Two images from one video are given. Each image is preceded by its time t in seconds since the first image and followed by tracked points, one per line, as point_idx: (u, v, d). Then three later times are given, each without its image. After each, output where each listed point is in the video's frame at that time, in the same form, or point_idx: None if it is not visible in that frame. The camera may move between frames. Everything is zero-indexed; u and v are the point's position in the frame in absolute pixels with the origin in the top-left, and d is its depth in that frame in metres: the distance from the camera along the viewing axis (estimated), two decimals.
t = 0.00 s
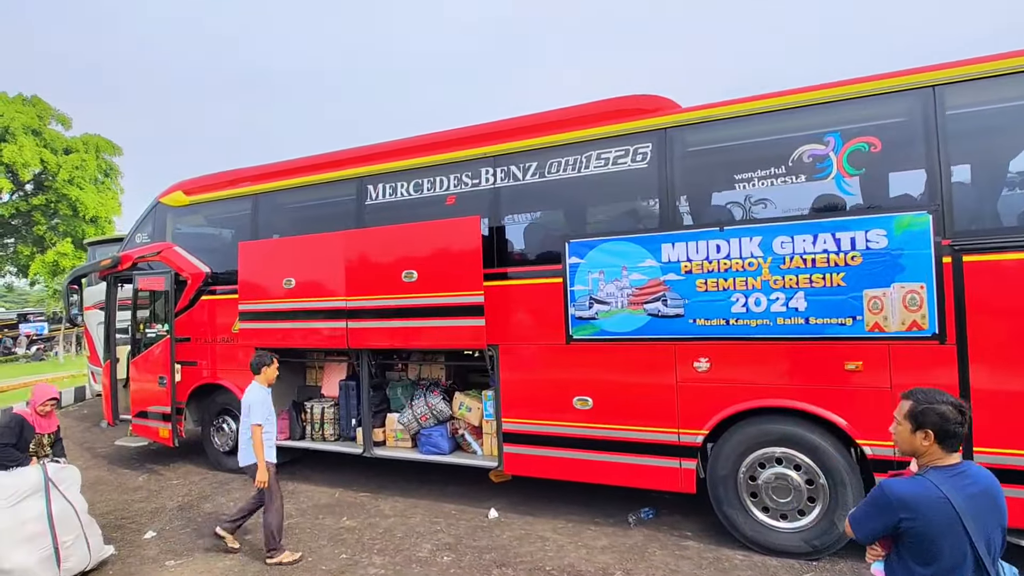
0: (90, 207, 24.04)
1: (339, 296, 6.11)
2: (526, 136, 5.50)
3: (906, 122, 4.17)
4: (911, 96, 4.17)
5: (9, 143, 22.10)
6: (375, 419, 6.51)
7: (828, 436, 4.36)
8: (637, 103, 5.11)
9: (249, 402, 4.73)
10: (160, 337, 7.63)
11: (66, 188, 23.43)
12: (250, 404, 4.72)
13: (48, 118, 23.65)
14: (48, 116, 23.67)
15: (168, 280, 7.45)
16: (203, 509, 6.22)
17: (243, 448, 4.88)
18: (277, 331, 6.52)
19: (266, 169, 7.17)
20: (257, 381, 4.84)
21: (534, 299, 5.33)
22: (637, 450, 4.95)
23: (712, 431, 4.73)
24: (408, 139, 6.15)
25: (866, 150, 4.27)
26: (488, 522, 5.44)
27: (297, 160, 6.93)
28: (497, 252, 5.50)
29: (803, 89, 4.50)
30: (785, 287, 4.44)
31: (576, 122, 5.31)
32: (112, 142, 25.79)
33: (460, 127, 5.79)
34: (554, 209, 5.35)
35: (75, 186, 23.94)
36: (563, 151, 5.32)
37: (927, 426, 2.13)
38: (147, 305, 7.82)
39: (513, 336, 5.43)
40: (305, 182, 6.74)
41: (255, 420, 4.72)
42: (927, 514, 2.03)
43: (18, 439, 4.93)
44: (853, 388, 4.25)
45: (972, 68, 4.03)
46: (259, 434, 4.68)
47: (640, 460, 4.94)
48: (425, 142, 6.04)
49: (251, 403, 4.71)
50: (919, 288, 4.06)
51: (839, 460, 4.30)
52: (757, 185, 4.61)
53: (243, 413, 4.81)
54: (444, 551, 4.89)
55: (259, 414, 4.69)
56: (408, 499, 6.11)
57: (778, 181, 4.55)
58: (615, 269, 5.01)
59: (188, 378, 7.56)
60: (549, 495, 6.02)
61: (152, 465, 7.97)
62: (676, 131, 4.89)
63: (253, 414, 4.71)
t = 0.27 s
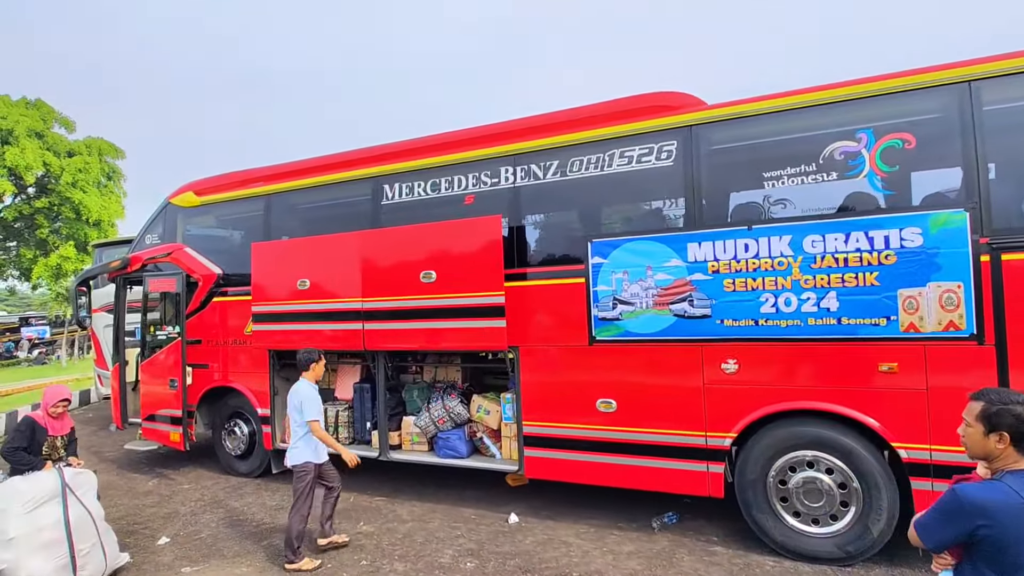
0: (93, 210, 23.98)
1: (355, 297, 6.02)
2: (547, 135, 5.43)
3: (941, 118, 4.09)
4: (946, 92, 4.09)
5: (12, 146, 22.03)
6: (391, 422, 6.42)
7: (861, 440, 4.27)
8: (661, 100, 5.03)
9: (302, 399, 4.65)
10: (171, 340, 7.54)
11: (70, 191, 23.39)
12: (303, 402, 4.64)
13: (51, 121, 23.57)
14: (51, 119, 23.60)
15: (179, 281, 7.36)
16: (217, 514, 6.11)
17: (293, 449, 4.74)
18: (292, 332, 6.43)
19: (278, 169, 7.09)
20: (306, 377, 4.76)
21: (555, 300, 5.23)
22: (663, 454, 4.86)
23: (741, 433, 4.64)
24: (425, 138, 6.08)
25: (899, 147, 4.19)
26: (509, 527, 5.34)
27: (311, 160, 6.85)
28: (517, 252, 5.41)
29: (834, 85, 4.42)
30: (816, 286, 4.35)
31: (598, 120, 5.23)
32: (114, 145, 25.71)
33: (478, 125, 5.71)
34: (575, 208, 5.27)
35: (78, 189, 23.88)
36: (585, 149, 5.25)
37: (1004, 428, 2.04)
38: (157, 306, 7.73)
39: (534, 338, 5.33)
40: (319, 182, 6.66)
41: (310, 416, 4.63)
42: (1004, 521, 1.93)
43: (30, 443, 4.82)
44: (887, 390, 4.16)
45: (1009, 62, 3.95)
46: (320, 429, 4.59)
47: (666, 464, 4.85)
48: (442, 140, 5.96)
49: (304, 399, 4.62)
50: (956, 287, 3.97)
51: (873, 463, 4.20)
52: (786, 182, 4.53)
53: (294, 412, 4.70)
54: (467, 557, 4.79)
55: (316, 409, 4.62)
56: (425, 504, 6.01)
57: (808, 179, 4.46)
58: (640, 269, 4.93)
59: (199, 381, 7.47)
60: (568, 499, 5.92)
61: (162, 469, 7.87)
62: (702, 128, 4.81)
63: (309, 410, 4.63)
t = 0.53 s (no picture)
0: (91, 210, 23.78)
1: (369, 297, 5.92)
2: (565, 132, 5.34)
3: (974, 114, 4.02)
4: (978, 87, 4.02)
5: (9, 146, 21.82)
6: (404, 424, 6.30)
7: (891, 442, 4.19)
8: (683, 97, 4.95)
9: (353, 394, 4.73)
10: (179, 341, 7.43)
11: (67, 190, 23.19)
12: (354, 397, 4.71)
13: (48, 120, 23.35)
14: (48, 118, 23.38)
15: (187, 282, 7.24)
16: (229, 519, 6.01)
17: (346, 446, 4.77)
18: (304, 333, 6.33)
19: (288, 167, 6.98)
20: (357, 375, 4.83)
21: (575, 300, 5.15)
22: (686, 457, 4.77)
23: (767, 436, 4.56)
24: (439, 136, 5.98)
25: (930, 144, 4.12)
26: (528, 531, 5.26)
27: (321, 158, 6.74)
28: (536, 251, 5.33)
29: (862, 80, 4.35)
30: (845, 286, 4.27)
31: (618, 117, 5.14)
32: (111, 145, 25.49)
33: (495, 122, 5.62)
34: (595, 206, 5.18)
35: (76, 189, 23.68)
36: (605, 147, 5.16)
37: None
38: (163, 307, 7.61)
39: (553, 339, 5.24)
40: (330, 181, 6.55)
41: (361, 411, 4.68)
42: None
43: (37, 448, 4.54)
44: (918, 391, 4.08)
45: None
46: (371, 422, 4.66)
47: (690, 467, 4.76)
48: (457, 138, 5.87)
49: (356, 394, 4.69)
50: (990, 287, 3.90)
51: (904, 466, 4.13)
52: (813, 180, 4.46)
53: (346, 408, 4.77)
54: (487, 562, 4.70)
55: (365, 403, 4.66)
56: (441, 507, 5.92)
57: (836, 177, 4.39)
58: (662, 268, 4.84)
59: (207, 382, 7.36)
60: (586, 502, 5.83)
61: (169, 473, 7.75)
62: (726, 125, 4.73)
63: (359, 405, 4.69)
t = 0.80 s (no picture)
0: (89, 210, 23.63)
1: (383, 296, 5.83)
2: (586, 129, 5.27)
3: (1008, 111, 3.96)
4: (1012, 84, 3.96)
5: (7, 145, 21.68)
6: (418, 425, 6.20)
7: (923, 444, 4.11)
8: (707, 94, 4.88)
9: (400, 385, 4.71)
10: (187, 340, 7.32)
11: (66, 190, 23.06)
12: (400, 387, 4.69)
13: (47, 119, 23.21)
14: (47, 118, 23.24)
15: (195, 280, 7.14)
16: (240, 522, 5.91)
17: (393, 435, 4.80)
18: (316, 333, 6.24)
19: (299, 165, 6.89)
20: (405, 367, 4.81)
21: (597, 300, 5.06)
22: (710, 459, 4.69)
23: (794, 438, 4.48)
24: (456, 133, 5.90)
25: (964, 141, 4.06)
26: (547, 534, 5.16)
27: (334, 155, 6.66)
28: (555, 250, 5.24)
29: (892, 77, 4.29)
30: (875, 285, 4.19)
31: (640, 114, 5.08)
32: (110, 145, 25.35)
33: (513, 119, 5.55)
34: (617, 204, 5.10)
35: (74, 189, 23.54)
36: (626, 144, 5.09)
37: None
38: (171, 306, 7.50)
39: (573, 339, 5.16)
40: (342, 178, 6.46)
41: (405, 402, 4.64)
42: None
43: (39, 450, 4.40)
44: (951, 393, 4.01)
45: None
46: (410, 415, 4.61)
47: (714, 469, 4.68)
48: (474, 135, 5.79)
49: (402, 385, 4.67)
50: None
51: (937, 468, 4.05)
52: (842, 178, 4.39)
53: (391, 398, 4.75)
54: (508, 566, 4.61)
55: (411, 396, 4.63)
56: (456, 510, 5.82)
57: (866, 174, 4.32)
58: (686, 267, 4.77)
59: (216, 383, 7.25)
60: (604, 504, 5.74)
61: (175, 475, 7.63)
62: (752, 122, 4.66)
63: (404, 397, 4.66)
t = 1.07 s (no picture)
0: (84, 208, 23.38)
1: (396, 295, 5.71)
2: (605, 124, 5.16)
3: None
4: None
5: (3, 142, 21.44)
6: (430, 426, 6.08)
7: (955, 446, 4.02)
8: (731, 88, 4.78)
9: (460, 389, 4.64)
10: (192, 339, 7.17)
11: (62, 189, 22.84)
12: (461, 392, 4.63)
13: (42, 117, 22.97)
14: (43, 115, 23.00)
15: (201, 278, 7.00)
16: (248, 525, 5.77)
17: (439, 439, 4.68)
18: (326, 332, 6.11)
19: (307, 161, 6.76)
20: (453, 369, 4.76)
21: (616, 298, 4.96)
22: (735, 461, 4.58)
23: (821, 440, 4.38)
24: (470, 128, 5.79)
25: (998, 137, 3.97)
26: (565, 538, 5.05)
27: (343, 151, 6.53)
28: (574, 247, 5.13)
29: (924, 71, 4.20)
30: (906, 284, 4.10)
31: (661, 109, 4.97)
32: (107, 143, 25.12)
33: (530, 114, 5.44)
34: (637, 201, 4.99)
35: (69, 188, 23.28)
36: (647, 140, 4.98)
37: None
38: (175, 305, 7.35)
39: (592, 338, 5.05)
40: (353, 174, 6.34)
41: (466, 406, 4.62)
42: None
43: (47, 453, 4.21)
44: (985, 394, 3.92)
45: None
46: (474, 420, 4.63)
47: (738, 472, 4.57)
48: (489, 130, 5.67)
49: (465, 390, 4.62)
50: None
51: (969, 471, 3.96)
52: (871, 174, 4.30)
53: (448, 402, 4.64)
54: (528, 571, 4.49)
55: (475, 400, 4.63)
56: (469, 512, 5.70)
57: (896, 171, 4.23)
58: (710, 265, 4.67)
59: (221, 383, 7.11)
60: (620, 507, 5.63)
61: (179, 477, 7.48)
62: (778, 117, 4.56)
63: (467, 401, 4.63)
